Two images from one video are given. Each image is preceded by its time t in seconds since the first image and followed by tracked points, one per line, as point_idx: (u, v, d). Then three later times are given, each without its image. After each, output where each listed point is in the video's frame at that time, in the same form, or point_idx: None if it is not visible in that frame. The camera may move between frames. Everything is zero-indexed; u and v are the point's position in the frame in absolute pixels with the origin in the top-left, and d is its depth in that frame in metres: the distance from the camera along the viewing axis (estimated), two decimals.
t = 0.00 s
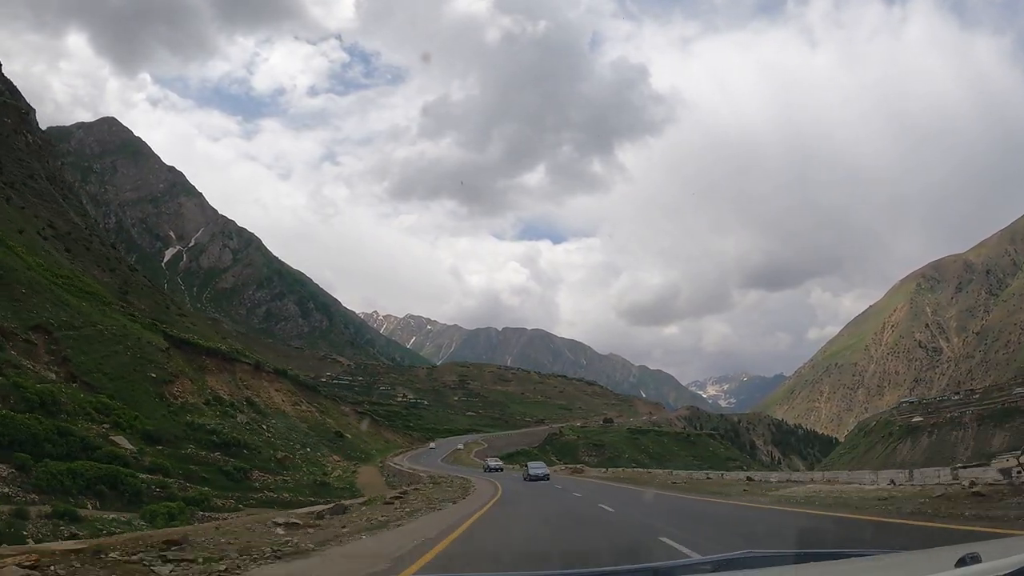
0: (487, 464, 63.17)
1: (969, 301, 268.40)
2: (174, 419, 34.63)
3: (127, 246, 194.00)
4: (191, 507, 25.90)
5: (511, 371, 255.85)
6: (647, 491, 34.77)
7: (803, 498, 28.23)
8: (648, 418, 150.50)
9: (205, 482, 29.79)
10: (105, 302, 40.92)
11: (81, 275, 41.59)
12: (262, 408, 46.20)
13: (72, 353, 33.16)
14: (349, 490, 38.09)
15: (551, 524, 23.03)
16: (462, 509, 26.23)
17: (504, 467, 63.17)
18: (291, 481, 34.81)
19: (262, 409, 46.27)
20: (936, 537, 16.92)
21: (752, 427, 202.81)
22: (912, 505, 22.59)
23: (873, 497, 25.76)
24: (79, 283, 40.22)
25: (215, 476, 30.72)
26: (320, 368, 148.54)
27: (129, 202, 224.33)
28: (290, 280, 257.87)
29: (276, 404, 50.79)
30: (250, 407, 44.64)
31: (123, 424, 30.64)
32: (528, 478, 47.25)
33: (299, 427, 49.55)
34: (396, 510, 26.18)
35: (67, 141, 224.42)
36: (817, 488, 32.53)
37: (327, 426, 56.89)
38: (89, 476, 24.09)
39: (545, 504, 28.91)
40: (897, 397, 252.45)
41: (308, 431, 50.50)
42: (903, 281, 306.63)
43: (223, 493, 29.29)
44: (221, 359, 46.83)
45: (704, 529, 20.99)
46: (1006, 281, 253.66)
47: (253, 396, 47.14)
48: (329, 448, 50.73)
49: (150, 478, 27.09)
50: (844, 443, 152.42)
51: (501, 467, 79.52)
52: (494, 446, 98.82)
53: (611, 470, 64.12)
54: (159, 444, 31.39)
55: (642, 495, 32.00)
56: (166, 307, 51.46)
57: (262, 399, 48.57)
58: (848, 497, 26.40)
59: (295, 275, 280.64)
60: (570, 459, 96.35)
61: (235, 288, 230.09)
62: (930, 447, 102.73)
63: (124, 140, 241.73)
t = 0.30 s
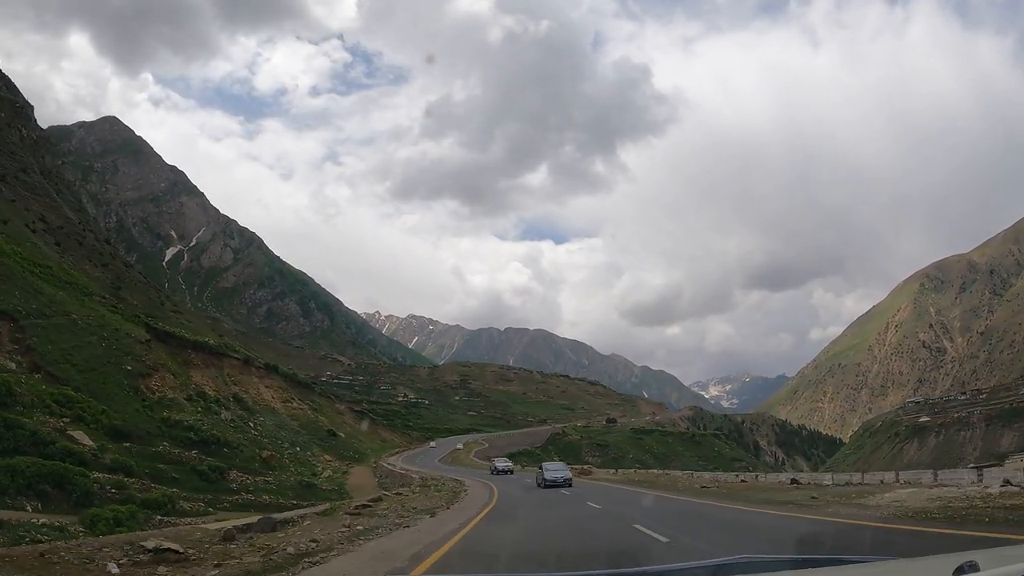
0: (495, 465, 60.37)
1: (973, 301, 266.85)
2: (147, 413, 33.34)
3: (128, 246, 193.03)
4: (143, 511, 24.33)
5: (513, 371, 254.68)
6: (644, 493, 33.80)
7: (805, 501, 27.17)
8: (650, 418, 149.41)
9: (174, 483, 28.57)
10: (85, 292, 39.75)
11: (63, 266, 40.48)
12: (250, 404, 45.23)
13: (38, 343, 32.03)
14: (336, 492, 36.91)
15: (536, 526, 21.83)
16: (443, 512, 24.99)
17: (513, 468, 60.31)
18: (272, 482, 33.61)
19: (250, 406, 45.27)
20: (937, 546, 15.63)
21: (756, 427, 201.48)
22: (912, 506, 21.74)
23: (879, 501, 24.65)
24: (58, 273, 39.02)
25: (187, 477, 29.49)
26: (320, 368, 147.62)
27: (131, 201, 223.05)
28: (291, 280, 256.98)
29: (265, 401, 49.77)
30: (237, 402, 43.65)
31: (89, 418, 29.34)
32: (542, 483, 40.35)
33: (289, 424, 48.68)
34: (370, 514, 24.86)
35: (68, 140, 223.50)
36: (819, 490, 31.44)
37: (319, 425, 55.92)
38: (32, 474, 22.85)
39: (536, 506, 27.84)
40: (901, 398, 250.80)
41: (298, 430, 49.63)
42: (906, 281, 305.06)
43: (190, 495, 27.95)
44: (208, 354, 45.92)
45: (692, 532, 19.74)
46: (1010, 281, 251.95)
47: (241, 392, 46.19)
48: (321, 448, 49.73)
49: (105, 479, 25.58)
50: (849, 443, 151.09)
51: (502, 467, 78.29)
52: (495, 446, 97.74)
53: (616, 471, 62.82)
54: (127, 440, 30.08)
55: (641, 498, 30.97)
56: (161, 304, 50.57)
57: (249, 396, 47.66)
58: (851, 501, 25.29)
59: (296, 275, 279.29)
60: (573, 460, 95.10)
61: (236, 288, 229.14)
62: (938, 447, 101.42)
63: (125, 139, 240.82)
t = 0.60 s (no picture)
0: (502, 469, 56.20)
1: (978, 301, 265.02)
2: (117, 406, 31.76)
3: (129, 245, 192.29)
4: (87, 512, 22.55)
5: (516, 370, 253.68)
6: (644, 494, 32.61)
7: (807, 505, 26.01)
8: (655, 418, 148.01)
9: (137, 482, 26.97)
10: (64, 279, 38.13)
11: (43, 252, 38.96)
12: (237, 401, 44.29)
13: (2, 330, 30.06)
14: (322, 493, 36.02)
15: (520, 526, 21.00)
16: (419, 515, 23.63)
17: (524, 470, 56.73)
18: (249, 483, 32.34)
19: (238, 402, 44.34)
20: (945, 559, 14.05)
21: (760, 428, 200.11)
22: (902, 512, 21.37)
23: (884, 507, 23.63)
24: (38, 261, 37.58)
25: (152, 476, 28.00)
26: (322, 367, 146.70)
27: (133, 200, 222.27)
28: (293, 279, 256.30)
29: (254, 397, 48.59)
30: (224, 398, 42.74)
31: (51, 411, 27.43)
32: (568, 490, 32.83)
33: (279, 421, 47.96)
34: (340, 518, 23.44)
35: (70, 139, 222.84)
36: (821, 491, 30.64)
37: (312, 421, 55.24)
38: None
39: (528, 510, 26.63)
40: (906, 398, 249.16)
41: (289, 427, 48.88)
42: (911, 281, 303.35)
43: (151, 496, 26.56)
44: (195, 349, 44.98)
45: (678, 536, 18.35)
46: (1016, 280, 250.18)
47: (228, 387, 45.15)
48: (311, 446, 48.67)
49: (51, 476, 23.40)
50: (855, 443, 149.71)
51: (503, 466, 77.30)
52: (498, 446, 96.77)
53: (621, 470, 61.52)
54: (91, 435, 28.23)
55: (641, 500, 29.80)
56: (154, 299, 49.52)
57: (238, 391, 46.76)
58: (855, 506, 24.13)
59: (298, 274, 278.45)
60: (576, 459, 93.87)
61: (238, 287, 228.29)
62: (946, 447, 99.99)
63: (127, 138, 240.06)
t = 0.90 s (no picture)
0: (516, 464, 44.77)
1: (983, 300, 262.88)
2: (84, 397, 29.65)
3: (131, 245, 191.70)
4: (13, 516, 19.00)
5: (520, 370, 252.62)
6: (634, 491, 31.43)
7: (800, 499, 24.55)
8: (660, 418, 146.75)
9: (94, 483, 24.47)
10: (41, 266, 36.43)
11: (28, 241, 37.81)
12: (222, 397, 42.97)
13: None
14: (307, 495, 34.66)
15: (513, 526, 19.79)
16: (399, 527, 19.66)
17: (545, 473, 45.36)
18: (227, 484, 30.50)
19: (223, 398, 42.99)
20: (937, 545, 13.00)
21: (766, 428, 198.54)
22: (903, 500, 20.69)
23: (880, 497, 22.05)
24: (18, 249, 35.91)
25: (114, 475, 25.78)
26: (324, 366, 145.71)
27: (136, 200, 221.56)
28: (296, 279, 255.62)
29: (243, 394, 47.57)
30: (208, 394, 41.42)
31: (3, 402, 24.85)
32: (643, 516, 17.38)
33: (268, 418, 46.91)
34: (314, 522, 21.95)
35: (72, 138, 222.26)
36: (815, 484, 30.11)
37: (303, 419, 54.21)
38: None
39: (522, 508, 25.62)
40: (911, 398, 247.15)
41: (279, 425, 47.76)
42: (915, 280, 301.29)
43: (107, 500, 23.46)
44: (180, 343, 43.66)
45: (679, 532, 17.35)
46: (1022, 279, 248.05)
47: (213, 383, 43.80)
48: (303, 445, 47.54)
49: None
50: (861, 444, 148.07)
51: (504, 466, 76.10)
52: (502, 445, 95.61)
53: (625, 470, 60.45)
54: (50, 430, 25.82)
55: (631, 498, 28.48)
56: (145, 293, 48.28)
57: (224, 387, 45.51)
58: (851, 499, 22.60)
59: (301, 274, 277.72)
60: (582, 460, 92.31)
61: (241, 287, 227.42)
62: (955, 448, 98.34)
63: (130, 138, 239.28)
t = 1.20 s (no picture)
0: (543, 471, 36.56)
1: (990, 300, 260.66)
2: (48, 388, 28.42)
3: (134, 245, 191.37)
4: None
5: (524, 370, 251.57)
6: (631, 491, 31.23)
7: (811, 501, 24.54)
8: (666, 418, 145.47)
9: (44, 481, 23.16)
10: (19, 251, 35.32)
11: (13, 230, 36.95)
12: (208, 393, 41.96)
13: None
14: (292, 496, 33.67)
15: (502, 527, 19.42)
16: (384, 531, 18.54)
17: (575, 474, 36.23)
18: (199, 485, 29.07)
19: (209, 394, 42.00)
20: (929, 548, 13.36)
21: (772, 429, 197.10)
22: (892, 501, 20.77)
23: (890, 497, 22.20)
24: None
25: (71, 473, 24.58)
26: (326, 366, 144.82)
27: (139, 200, 221.06)
28: (300, 279, 255.02)
29: (231, 389, 46.46)
30: (192, 389, 40.45)
31: None
32: None
33: (258, 415, 46.04)
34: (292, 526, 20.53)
35: (76, 138, 222.01)
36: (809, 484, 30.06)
37: (296, 416, 53.31)
38: None
39: (521, 508, 25.39)
40: (918, 398, 245.11)
41: (271, 423, 46.92)
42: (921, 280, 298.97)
43: (52, 501, 22.00)
44: (164, 336, 42.59)
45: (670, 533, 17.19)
46: None
47: (198, 377, 42.84)
48: (294, 444, 46.64)
49: None
50: (869, 444, 146.60)
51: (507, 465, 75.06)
52: (506, 445, 94.64)
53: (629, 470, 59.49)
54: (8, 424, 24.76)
55: (632, 498, 28.29)
56: (138, 287, 47.38)
57: (211, 382, 44.57)
58: (857, 498, 22.71)
59: (305, 274, 277.14)
60: (588, 459, 91.30)
61: (244, 287, 226.91)
62: (966, 448, 96.92)
63: (133, 139, 238.85)
